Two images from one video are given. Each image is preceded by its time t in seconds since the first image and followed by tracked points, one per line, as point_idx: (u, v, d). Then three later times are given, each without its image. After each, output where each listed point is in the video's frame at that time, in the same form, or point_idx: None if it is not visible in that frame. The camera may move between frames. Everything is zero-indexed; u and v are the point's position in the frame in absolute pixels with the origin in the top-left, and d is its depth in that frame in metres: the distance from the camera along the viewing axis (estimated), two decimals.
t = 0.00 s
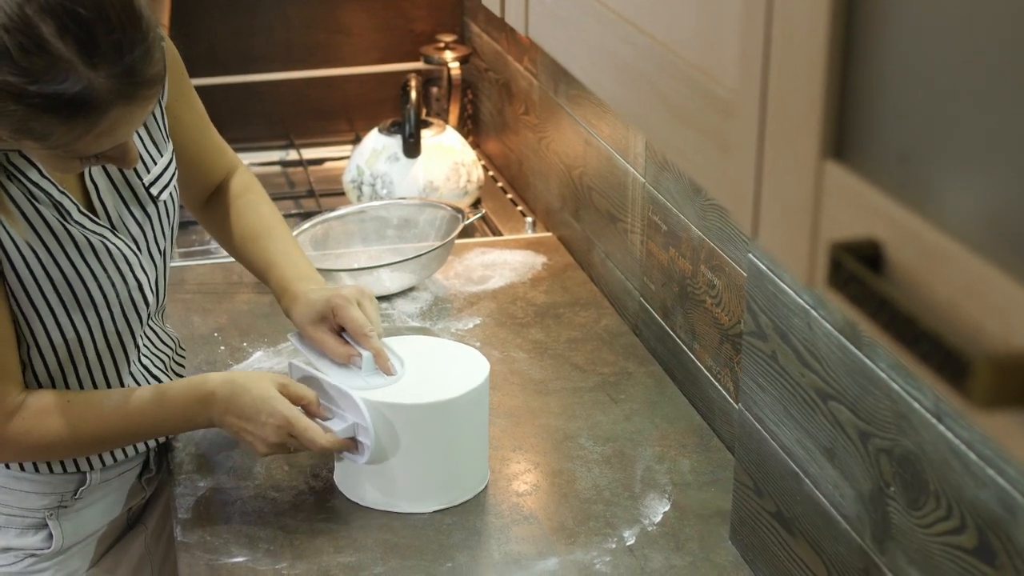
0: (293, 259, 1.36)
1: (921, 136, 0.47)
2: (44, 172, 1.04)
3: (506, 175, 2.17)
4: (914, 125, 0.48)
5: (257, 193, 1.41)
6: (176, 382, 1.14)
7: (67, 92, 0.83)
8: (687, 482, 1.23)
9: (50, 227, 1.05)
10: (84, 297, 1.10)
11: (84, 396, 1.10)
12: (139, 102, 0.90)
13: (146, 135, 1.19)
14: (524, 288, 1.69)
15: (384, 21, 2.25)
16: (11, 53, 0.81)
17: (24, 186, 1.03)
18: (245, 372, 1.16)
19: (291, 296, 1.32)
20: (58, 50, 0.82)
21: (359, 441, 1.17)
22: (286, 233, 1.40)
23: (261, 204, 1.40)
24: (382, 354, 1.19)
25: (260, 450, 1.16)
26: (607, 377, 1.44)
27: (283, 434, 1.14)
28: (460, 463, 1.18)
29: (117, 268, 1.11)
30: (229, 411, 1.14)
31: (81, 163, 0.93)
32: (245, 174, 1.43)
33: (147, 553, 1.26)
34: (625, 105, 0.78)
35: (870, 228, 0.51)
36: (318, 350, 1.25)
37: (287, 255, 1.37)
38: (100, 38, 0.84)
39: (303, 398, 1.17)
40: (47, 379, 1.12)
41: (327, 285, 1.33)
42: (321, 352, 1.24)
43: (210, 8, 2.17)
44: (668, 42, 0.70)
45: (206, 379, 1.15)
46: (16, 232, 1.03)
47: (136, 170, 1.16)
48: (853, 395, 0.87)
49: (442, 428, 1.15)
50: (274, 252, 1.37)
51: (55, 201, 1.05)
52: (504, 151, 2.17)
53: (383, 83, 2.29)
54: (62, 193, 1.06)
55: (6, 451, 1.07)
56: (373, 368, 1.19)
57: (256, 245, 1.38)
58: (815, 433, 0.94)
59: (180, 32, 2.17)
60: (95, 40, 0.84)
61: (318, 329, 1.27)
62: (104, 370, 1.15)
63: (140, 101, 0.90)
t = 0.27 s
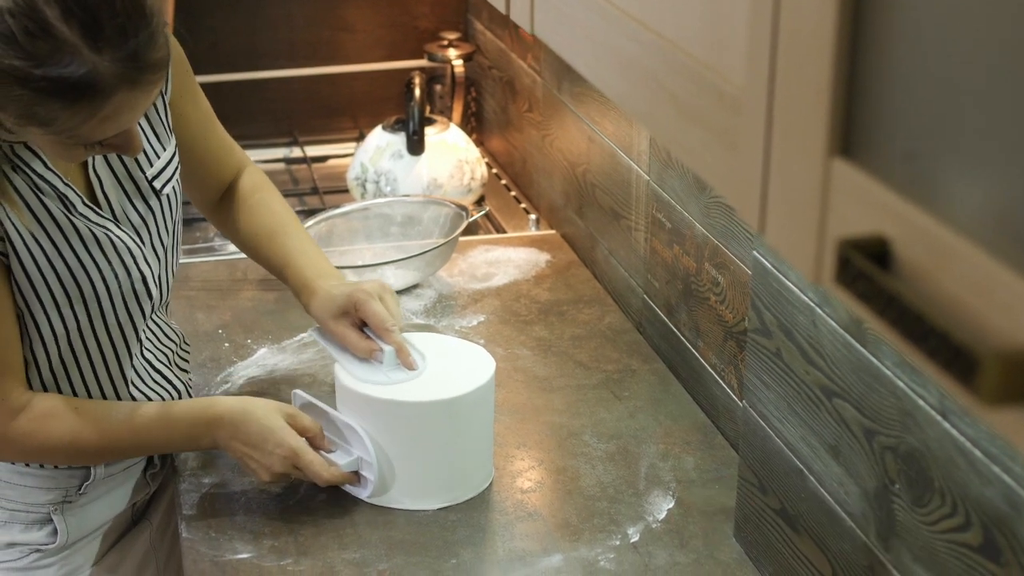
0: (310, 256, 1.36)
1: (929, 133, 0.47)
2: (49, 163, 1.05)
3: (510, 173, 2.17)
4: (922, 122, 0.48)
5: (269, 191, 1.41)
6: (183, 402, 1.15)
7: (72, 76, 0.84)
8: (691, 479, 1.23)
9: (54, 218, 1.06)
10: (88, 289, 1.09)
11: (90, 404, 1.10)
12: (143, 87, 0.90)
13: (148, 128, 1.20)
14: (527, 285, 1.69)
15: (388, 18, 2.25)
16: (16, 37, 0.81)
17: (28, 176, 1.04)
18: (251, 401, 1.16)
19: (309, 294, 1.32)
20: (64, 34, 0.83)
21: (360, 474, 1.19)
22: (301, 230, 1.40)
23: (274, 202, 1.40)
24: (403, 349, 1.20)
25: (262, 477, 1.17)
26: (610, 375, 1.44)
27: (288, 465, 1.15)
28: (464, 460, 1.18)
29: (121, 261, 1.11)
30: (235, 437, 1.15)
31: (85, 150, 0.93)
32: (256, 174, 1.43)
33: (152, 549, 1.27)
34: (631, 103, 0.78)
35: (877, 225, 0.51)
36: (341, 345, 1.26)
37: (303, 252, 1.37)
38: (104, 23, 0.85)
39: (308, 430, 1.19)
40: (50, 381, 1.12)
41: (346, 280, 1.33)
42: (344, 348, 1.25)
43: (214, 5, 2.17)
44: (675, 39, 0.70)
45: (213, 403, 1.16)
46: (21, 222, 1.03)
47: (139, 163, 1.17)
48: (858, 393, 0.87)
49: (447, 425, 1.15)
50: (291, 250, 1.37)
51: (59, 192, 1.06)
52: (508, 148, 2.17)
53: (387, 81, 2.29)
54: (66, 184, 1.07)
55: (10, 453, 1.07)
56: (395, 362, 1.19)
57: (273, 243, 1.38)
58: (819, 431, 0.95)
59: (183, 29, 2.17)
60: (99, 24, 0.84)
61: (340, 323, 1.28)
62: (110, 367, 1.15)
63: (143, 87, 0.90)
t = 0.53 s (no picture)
0: (315, 255, 1.37)
1: (936, 133, 0.48)
2: (56, 159, 1.05)
3: (515, 171, 2.17)
4: (929, 121, 0.48)
5: (275, 191, 1.41)
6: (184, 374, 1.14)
7: (83, 71, 0.84)
8: (696, 477, 1.23)
9: (63, 214, 1.06)
10: (95, 284, 1.10)
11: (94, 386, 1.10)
12: (153, 83, 0.90)
13: (157, 125, 1.19)
14: (532, 283, 1.69)
15: (393, 16, 2.25)
16: (29, 31, 0.82)
17: (37, 172, 1.03)
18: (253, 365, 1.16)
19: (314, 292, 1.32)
20: (75, 29, 0.83)
21: (370, 436, 1.17)
22: (306, 230, 1.41)
23: (280, 202, 1.41)
24: (407, 348, 1.19)
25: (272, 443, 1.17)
26: (615, 373, 1.44)
27: (297, 427, 1.15)
28: (469, 458, 1.19)
29: (127, 255, 1.12)
30: (240, 404, 1.14)
31: (95, 146, 0.93)
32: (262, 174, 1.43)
33: (157, 543, 1.28)
34: (638, 102, 0.78)
35: (883, 225, 0.51)
36: (345, 344, 1.25)
37: (309, 251, 1.37)
38: (116, 18, 0.85)
39: (315, 392, 1.17)
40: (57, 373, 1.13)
41: (350, 279, 1.33)
42: (347, 346, 1.25)
43: (220, 3, 2.18)
44: (682, 38, 0.70)
45: (214, 372, 1.15)
46: (30, 217, 1.03)
47: (146, 159, 1.17)
48: (863, 391, 0.87)
49: (452, 423, 1.15)
50: (296, 248, 1.37)
51: (68, 187, 1.06)
52: (513, 147, 2.17)
53: (392, 79, 2.29)
54: (74, 179, 1.06)
55: (22, 440, 1.08)
56: (399, 360, 1.19)
57: (279, 241, 1.38)
58: (824, 429, 0.95)
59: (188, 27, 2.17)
60: (110, 20, 0.85)
61: (343, 322, 1.28)
62: (114, 359, 1.17)
63: (153, 83, 0.90)
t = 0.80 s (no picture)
0: (323, 250, 1.37)
1: (944, 135, 0.48)
2: (69, 157, 1.06)
3: (522, 171, 2.17)
4: (937, 123, 0.48)
5: (284, 187, 1.42)
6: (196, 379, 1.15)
7: (95, 69, 0.85)
8: (702, 478, 1.23)
9: (74, 211, 1.06)
10: (106, 282, 1.10)
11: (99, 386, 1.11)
12: (165, 82, 0.91)
13: (169, 125, 1.20)
14: (539, 283, 1.69)
15: (400, 16, 2.26)
16: (42, 30, 0.82)
17: (49, 169, 1.04)
18: (263, 372, 1.17)
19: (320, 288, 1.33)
20: (88, 28, 0.84)
21: (372, 445, 1.19)
22: (315, 226, 1.41)
23: (289, 198, 1.41)
24: (404, 348, 1.19)
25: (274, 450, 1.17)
26: (621, 373, 1.44)
27: (298, 436, 1.15)
28: (476, 458, 1.19)
29: (139, 254, 1.12)
30: (246, 410, 1.15)
31: (106, 144, 0.94)
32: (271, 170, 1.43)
33: (165, 542, 1.28)
34: (645, 103, 0.78)
35: (891, 227, 0.51)
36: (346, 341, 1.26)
37: (316, 246, 1.37)
38: (129, 17, 0.86)
39: (318, 399, 1.19)
40: (68, 372, 1.13)
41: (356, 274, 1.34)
42: (348, 342, 1.25)
43: (228, 2, 2.18)
44: (690, 40, 0.71)
45: (223, 378, 1.16)
46: (43, 215, 1.04)
47: (158, 157, 1.17)
48: (869, 392, 0.87)
49: (458, 423, 1.15)
50: (304, 244, 1.37)
51: (80, 185, 1.06)
52: (520, 147, 2.17)
53: (399, 79, 2.30)
54: (86, 177, 1.07)
55: (24, 438, 1.08)
56: (395, 360, 1.19)
57: (286, 237, 1.38)
58: (831, 430, 0.95)
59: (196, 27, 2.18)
60: (123, 18, 0.85)
61: (346, 317, 1.28)
62: (126, 359, 1.17)
63: (165, 82, 0.91)
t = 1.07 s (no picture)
0: (344, 256, 1.38)
1: (949, 140, 0.48)
2: (81, 156, 1.06)
3: (530, 174, 2.18)
4: (944, 126, 0.48)
5: (304, 192, 1.43)
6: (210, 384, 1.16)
7: (107, 67, 0.85)
8: (709, 481, 1.23)
9: (86, 210, 1.07)
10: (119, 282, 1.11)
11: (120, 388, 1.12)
12: (178, 81, 0.91)
13: (179, 124, 1.21)
14: (547, 286, 1.69)
15: (409, 19, 2.26)
16: (56, 28, 0.83)
17: (61, 168, 1.05)
18: (278, 381, 1.18)
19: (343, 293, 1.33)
20: (101, 26, 0.84)
21: (383, 463, 1.20)
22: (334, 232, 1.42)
23: (308, 203, 1.42)
24: (435, 351, 1.20)
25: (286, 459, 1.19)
26: (629, 376, 1.44)
27: (313, 448, 1.17)
28: (483, 460, 1.19)
29: (149, 253, 1.13)
30: (261, 417, 1.17)
31: (119, 143, 0.95)
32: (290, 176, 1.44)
33: (175, 541, 1.29)
34: (653, 107, 0.79)
35: (897, 232, 0.51)
36: (374, 346, 1.26)
37: (337, 252, 1.38)
38: (143, 16, 0.86)
39: (334, 413, 1.20)
40: (80, 371, 1.14)
41: (378, 280, 1.34)
42: (376, 347, 1.26)
43: (238, 4, 2.19)
44: (698, 44, 0.71)
45: (237, 385, 1.17)
46: (55, 213, 1.04)
47: (169, 157, 1.18)
48: (877, 396, 0.87)
49: (467, 425, 1.16)
50: (325, 249, 1.38)
51: (92, 184, 1.07)
52: (529, 149, 2.17)
53: (408, 81, 2.31)
54: (98, 176, 1.08)
55: (43, 437, 1.09)
56: (426, 365, 1.19)
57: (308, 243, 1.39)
58: (838, 433, 0.95)
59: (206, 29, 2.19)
60: (137, 17, 0.86)
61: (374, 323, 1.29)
62: (137, 357, 1.18)
63: (179, 81, 0.91)
